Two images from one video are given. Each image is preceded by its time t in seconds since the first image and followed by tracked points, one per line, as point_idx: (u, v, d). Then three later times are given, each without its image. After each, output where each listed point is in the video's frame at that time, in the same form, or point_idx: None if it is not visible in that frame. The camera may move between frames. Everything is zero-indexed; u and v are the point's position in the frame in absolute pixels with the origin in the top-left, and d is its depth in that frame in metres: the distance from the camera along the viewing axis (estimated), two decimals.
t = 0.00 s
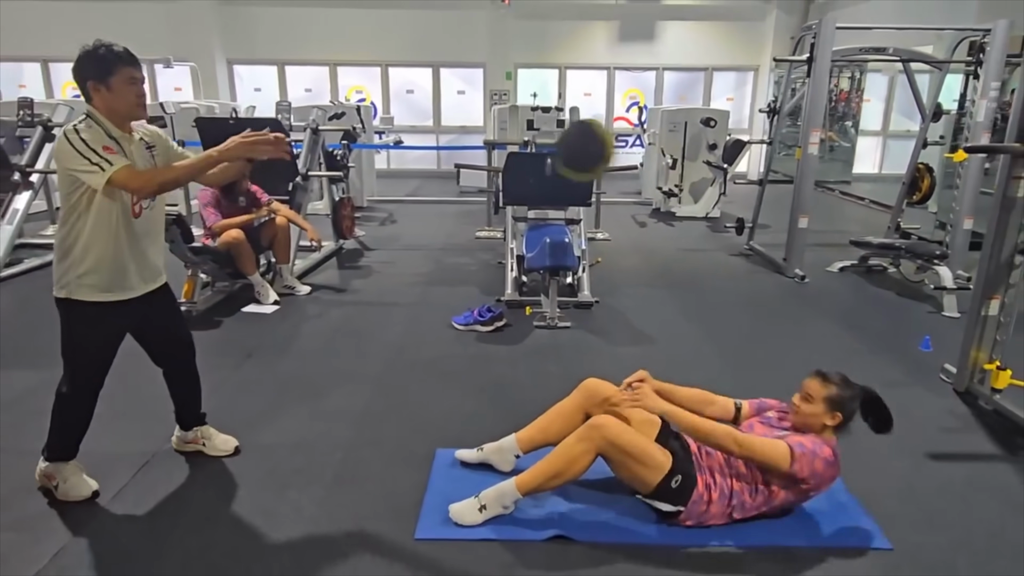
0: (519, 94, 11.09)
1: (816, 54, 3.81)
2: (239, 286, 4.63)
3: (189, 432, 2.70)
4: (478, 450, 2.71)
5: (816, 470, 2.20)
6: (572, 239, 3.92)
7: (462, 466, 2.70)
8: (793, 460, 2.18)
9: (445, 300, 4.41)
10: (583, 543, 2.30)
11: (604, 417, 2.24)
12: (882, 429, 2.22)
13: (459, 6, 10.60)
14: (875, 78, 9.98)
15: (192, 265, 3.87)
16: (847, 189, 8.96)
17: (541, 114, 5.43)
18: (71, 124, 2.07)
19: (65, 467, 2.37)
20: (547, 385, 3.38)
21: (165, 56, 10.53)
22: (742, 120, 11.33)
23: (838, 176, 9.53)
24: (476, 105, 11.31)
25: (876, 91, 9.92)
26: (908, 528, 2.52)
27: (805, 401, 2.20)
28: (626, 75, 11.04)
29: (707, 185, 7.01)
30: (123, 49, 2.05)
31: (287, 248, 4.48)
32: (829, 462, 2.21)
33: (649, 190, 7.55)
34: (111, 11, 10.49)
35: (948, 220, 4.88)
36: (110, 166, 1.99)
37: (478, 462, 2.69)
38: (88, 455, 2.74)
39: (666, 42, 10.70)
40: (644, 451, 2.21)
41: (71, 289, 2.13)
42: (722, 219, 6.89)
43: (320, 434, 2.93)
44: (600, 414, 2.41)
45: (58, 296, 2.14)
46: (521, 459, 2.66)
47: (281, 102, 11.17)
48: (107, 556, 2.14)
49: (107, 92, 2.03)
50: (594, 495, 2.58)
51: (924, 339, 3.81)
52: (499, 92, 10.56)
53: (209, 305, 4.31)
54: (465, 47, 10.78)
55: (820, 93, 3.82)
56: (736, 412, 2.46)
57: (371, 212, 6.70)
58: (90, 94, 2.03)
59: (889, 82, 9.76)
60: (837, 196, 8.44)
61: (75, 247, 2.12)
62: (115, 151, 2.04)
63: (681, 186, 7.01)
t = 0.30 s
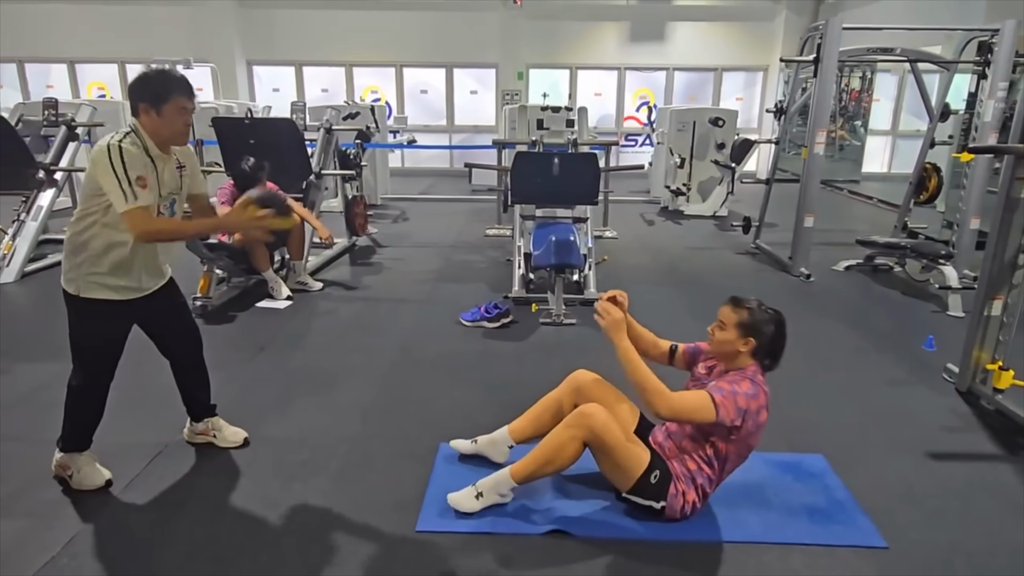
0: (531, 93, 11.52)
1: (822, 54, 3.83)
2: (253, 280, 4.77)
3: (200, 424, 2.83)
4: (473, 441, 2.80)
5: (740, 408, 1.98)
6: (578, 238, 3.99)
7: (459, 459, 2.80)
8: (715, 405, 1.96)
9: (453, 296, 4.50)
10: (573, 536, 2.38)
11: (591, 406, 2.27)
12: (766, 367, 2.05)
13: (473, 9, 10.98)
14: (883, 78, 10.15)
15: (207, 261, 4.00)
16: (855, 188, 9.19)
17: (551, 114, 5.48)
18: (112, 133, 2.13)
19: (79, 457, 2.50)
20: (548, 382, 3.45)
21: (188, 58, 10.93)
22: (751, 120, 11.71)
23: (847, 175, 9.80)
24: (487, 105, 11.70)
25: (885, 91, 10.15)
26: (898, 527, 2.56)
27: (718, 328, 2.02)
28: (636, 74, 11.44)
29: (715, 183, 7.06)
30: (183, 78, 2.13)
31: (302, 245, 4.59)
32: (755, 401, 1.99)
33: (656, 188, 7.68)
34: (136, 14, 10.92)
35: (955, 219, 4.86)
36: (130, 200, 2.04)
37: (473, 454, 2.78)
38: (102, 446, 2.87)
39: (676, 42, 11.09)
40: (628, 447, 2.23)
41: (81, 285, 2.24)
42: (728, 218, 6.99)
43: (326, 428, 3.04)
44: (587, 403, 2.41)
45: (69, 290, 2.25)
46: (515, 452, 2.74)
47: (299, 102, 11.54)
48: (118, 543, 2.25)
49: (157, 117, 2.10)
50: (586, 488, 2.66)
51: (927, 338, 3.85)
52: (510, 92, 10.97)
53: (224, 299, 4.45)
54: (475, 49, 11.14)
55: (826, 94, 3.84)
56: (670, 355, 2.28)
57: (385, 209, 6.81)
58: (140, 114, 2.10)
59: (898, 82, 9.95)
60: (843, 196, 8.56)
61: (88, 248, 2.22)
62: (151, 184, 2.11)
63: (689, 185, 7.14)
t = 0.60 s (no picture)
0: (539, 94, 12.13)
1: (822, 56, 3.90)
2: (266, 277, 4.92)
3: (210, 416, 2.95)
4: (470, 441, 2.92)
5: (682, 387, 2.06)
6: (581, 237, 4.08)
7: (458, 453, 2.91)
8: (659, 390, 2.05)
9: (459, 293, 4.62)
10: (566, 529, 2.47)
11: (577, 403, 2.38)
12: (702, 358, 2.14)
13: (483, 14, 11.49)
14: (885, 80, 10.41)
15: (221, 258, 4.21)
16: (856, 188, 9.40)
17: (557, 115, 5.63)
18: (160, 142, 2.24)
19: (94, 448, 2.61)
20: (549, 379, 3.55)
21: (206, 60, 11.40)
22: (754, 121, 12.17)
23: (848, 175, 10.06)
24: (496, 106, 12.23)
25: (888, 93, 10.37)
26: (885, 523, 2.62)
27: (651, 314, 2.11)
28: (641, 77, 11.94)
29: (718, 183, 7.30)
30: (237, 102, 2.29)
31: (312, 243, 4.71)
32: (694, 378, 2.09)
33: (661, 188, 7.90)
34: (157, 19, 11.40)
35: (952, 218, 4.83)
36: (135, 212, 2.17)
37: (469, 452, 2.89)
38: (117, 437, 3.00)
39: (681, 43, 11.59)
40: (612, 442, 2.34)
41: (114, 280, 2.36)
42: (730, 217, 7.17)
43: (332, 421, 3.16)
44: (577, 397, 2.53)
45: (100, 282, 2.37)
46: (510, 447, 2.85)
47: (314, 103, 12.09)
48: (130, 529, 2.37)
49: (211, 136, 2.26)
50: (580, 484, 2.76)
51: (924, 337, 3.91)
52: (518, 93, 11.55)
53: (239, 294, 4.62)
54: (486, 52, 11.67)
55: (826, 96, 3.91)
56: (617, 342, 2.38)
57: (395, 208, 6.95)
58: (194, 131, 2.24)
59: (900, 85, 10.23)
60: (843, 195, 8.71)
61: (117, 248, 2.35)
62: (163, 206, 2.21)
63: (692, 185, 7.36)
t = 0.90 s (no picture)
0: (541, 98, 12.34)
1: (818, 61, 3.96)
2: (271, 276, 5.02)
3: (213, 412, 3.05)
4: (466, 438, 2.99)
5: (706, 391, 2.12)
6: (579, 237, 4.15)
7: (455, 450, 2.98)
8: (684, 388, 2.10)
9: (460, 293, 4.71)
10: (558, 526, 2.53)
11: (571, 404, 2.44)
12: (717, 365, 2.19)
13: (487, 19, 11.70)
14: (882, 85, 10.54)
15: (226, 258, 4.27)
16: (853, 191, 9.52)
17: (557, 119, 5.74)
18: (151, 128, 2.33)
19: (101, 436, 2.73)
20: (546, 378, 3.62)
21: (215, 64, 11.63)
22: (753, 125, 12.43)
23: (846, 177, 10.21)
24: (499, 109, 12.44)
25: (885, 98, 10.47)
26: (871, 521, 2.66)
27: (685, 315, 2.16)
28: (642, 81, 12.23)
29: (716, 185, 7.45)
30: (212, 73, 2.33)
31: (315, 243, 4.81)
32: (717, 385, 2.14)
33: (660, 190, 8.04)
34: (169, 24, 11.63)
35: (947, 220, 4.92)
36: (170, 193, 2.25)
37: (466, 449, 2.97)
38: (122, 432, 3.11)
39: (682, 47, 11.85)
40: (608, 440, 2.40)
41: (125, 276, 2.46)
42: (728, 219, 7.33)
43: (332, 419, 3.25)
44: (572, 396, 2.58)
45: (114, 279, 2.48)
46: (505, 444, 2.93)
47: (322, 106, 12.31)
48: (131, 522, 2.45)
49: (194, 111, 2.32)
50: (575, 481, 2.83)
51: (917, 337, 3.97)
52: (521, 97, 11.80)
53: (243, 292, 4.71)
54: (490, 56, 11.88)
55: (822, 99, 3.96)
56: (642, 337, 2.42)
57: (399, 210, 7.05)
58: (178, 109, 2.31)
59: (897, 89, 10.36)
60: (842, 199, 8.82)
61: (131, 242, 2.46)
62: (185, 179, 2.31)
63: (691, 187, 7.52)
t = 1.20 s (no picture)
0: (541, 103, 12.65)
1: (808, 68, 4.04)
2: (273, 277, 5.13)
3: (213, 410, 3.16)
4: (461, 433, 3.09)
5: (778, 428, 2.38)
6: (574, 240, 4.26)
7: (449, 445, 3.09)
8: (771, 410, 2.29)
9: (458, 293, 4.83)
10: (547, 522, 2.62)
11: (576, 413, 2.54)
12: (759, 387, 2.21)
13: (489, 26, 11.97)
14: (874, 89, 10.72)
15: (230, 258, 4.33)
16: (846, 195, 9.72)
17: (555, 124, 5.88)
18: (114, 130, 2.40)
19: (100, 433, 2.85)
20: (538, 375, 3.73)
21: (223, 70, 11.90)
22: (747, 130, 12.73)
23: (838, 181, 10.41)
24: (500, 114, 12.72)
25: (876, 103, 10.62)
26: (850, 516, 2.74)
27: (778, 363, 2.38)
28: (639, 87, 12.50)
29: (710, 189, 7.81)
30: (183, 77, 2.39)
31: (318, 245, 4.94)
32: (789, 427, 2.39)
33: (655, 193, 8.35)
34: (178, 32, 11.87)
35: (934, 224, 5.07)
36: (88, 199, 2.28)
37: (460, 444, 3.07)
38: (121, 429, 3.23)
39: (678, 54, 12.12)
40: (614, 442, 2.49)
41: (110, 284, 2.55)
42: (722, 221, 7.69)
43: (329, 417, 3.36)
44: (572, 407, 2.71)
45: (99, 290, 2.56)
46: (500, 442, 3.03)
47: (328, 111, 12.59)
48: (134, 516, 2.57)
49: (160, 113, 2.39)
50: (565, 478, 2.93)
51: (904, 338, 4.06)
52: (521, 103, 12.05)
53: (247, 293, 4.81)
54: (491, 63, 12.16)
55: (811, 105, 4.05)
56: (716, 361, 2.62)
57: (401, 212, 7.19)
58: (144, 111, 2.38)
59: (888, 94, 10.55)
60: (834, 202, 9.00)
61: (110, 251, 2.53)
62: (115, 190, 2.33)
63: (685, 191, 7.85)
